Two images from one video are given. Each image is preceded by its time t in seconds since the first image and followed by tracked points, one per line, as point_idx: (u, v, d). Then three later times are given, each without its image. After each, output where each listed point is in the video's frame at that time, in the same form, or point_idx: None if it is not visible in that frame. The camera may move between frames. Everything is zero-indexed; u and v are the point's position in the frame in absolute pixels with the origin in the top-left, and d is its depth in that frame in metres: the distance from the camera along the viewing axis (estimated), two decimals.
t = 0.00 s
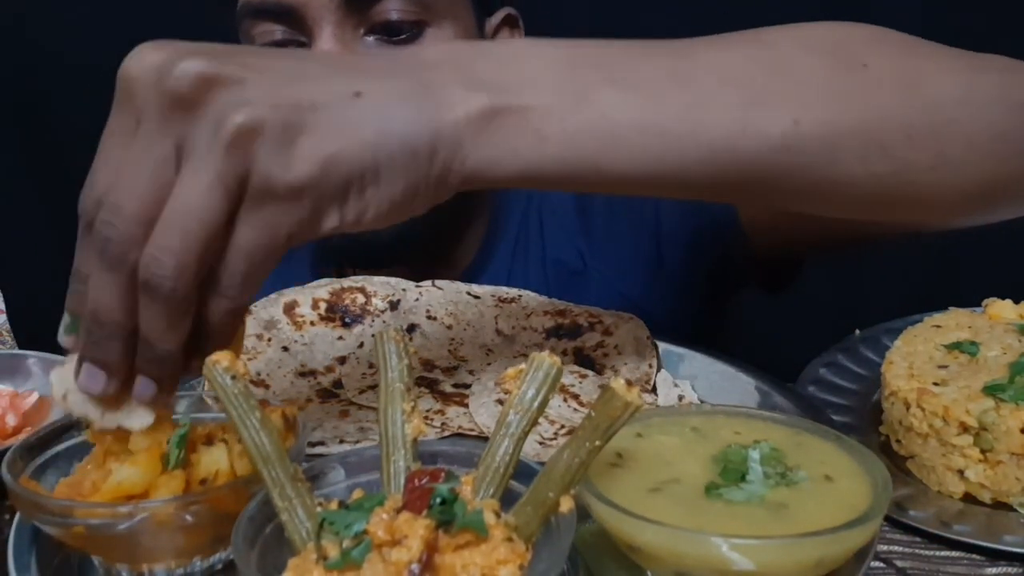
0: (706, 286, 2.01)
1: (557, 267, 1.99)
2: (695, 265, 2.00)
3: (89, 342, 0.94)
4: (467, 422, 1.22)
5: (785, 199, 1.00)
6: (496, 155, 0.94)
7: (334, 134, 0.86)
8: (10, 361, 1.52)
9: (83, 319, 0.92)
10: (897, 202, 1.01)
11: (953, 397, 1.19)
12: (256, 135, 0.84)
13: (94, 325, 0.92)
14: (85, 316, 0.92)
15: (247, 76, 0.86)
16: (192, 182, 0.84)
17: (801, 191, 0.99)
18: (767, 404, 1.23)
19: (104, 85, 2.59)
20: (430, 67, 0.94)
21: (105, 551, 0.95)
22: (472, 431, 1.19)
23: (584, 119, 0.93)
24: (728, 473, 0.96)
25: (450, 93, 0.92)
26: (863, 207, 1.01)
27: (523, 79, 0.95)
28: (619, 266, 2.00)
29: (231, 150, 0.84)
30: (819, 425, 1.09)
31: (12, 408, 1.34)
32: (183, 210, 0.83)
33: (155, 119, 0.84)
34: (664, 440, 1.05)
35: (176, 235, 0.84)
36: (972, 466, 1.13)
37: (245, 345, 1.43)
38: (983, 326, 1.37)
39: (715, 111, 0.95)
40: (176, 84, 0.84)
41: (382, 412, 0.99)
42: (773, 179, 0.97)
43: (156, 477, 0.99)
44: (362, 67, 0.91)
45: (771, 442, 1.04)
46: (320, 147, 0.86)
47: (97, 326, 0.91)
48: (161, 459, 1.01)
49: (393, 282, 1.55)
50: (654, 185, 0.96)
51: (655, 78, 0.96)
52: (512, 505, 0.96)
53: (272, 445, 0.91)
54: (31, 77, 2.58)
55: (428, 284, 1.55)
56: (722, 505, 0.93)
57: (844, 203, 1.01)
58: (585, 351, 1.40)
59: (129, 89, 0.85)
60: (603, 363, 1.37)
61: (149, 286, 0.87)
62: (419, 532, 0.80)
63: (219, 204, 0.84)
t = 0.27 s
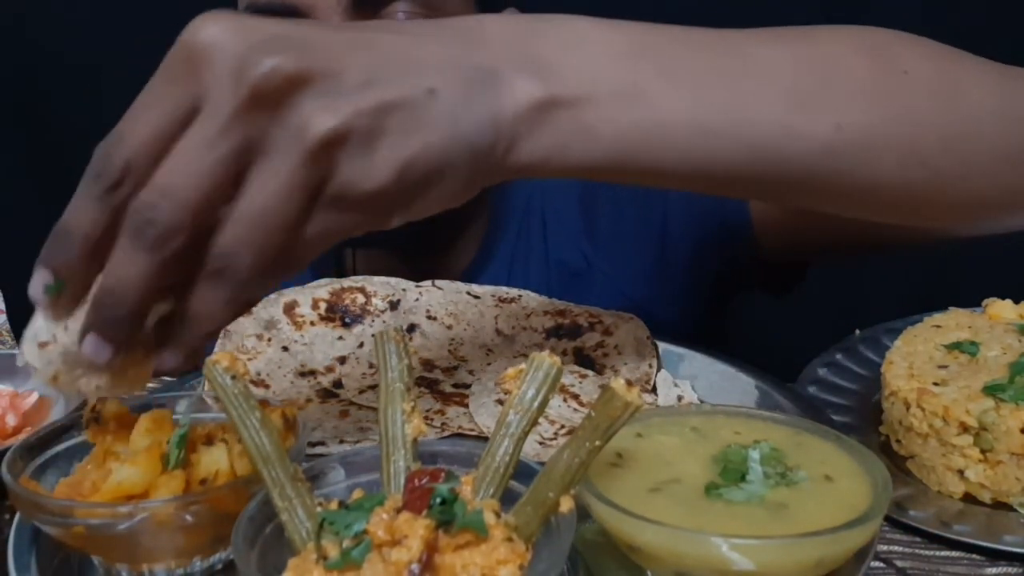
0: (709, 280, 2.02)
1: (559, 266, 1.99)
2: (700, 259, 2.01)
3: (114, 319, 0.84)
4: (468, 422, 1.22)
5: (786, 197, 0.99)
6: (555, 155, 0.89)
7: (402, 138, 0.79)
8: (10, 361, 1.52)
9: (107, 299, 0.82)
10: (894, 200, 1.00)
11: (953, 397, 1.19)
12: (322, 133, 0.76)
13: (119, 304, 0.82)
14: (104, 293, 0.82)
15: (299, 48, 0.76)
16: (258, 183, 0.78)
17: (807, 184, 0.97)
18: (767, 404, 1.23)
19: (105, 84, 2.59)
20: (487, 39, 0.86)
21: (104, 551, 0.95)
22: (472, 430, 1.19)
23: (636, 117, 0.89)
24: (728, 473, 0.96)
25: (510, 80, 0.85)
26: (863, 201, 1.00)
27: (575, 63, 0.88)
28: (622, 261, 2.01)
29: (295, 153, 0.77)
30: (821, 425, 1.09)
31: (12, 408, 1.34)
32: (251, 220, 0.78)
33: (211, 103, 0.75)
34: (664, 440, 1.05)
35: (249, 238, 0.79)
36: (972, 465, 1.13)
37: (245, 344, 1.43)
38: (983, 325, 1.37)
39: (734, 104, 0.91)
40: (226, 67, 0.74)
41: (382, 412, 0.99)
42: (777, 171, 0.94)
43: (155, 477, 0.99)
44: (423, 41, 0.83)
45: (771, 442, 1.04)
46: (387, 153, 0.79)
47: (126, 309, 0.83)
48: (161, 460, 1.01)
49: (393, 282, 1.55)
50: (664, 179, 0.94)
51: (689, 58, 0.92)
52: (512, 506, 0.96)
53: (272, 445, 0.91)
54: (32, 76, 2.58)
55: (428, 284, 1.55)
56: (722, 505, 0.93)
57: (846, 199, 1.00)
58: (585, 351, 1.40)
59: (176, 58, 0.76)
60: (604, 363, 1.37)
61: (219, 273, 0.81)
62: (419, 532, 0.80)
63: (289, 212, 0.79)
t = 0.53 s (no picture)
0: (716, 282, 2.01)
1: (563, 266, 1.99)
2: (707, 266, 2.01)
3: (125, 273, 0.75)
4: (468, 422, 1.22)
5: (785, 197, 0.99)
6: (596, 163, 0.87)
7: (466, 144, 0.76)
8: (9, 361, 1.52)
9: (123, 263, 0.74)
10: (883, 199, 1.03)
11: (954, 397, 1.19)
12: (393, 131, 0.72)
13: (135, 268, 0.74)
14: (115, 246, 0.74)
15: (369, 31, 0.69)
16: (313, 177, 0.73)
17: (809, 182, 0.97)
18: (768, 404, 1.23)
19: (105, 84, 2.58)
20: (551, 34, 0.82)
21: (104, 552, 0.95)
22: (472, 430, 1.19)
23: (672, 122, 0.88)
24: (728, 473, 0.96)
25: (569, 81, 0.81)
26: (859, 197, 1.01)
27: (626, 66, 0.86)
28: (628, 262, 2.01)
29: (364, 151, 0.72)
30: (821, 425, 1.10)
31: (12, 409, 1.34)
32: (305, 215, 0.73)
33: (273, 87, 0.68)
34: (664, 440, 1.05)
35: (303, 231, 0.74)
36: (972, 465, 1.13)
37: (245, 344, 1.43)
38: (983, 325, 1.37)
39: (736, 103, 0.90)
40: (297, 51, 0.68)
41: (382, 412, 0.99)
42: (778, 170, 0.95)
43: (155, 477, 0.99)
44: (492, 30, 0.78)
45: (771, 442, 1.04)
46: (448, 160, 0.76)
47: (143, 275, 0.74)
48: (161, 460, 1.01)
49: (394, 282, 1.56)
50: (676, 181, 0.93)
51: (709, 61, 0.90)
52: (513, 505, 0.96)
53: (272, 445, 0.91)
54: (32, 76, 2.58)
55: (428, 284, 1.55)
56: (722, 505, 0.93)
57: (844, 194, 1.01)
58: (585, 351, 1.40)
59: (230, 31, 0.68)
60: (604, 363, 1.37)
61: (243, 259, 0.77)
62: (419, 532, 0.80)
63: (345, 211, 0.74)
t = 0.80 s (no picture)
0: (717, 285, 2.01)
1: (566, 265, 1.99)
2: (712, 264, 2.00)
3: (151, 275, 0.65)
4: (468, 422, 1.22)
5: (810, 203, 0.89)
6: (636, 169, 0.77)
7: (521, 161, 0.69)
8: (9, 361, 1.52)
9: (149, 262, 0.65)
10: (906, 209, 0.93)
11: (954, 397, 1.19)
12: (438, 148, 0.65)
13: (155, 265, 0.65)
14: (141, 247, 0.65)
15: (413, 44, 0.63)
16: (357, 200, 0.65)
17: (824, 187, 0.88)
18: (767, 403, 1.23)
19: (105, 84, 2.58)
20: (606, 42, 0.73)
21: (105, 552, 0.95)
22: (472, 431, 1.19)
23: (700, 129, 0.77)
24: (728, 473, 0.96)
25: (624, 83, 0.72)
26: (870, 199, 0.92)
27: (682, 60, 0.76)
28: (630, 263, 2.01)
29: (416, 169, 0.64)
30: (821, 424, 1.10)
31: (12, 409, 1.34)
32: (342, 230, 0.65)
33: (321, 108, 0.60)
34: (664, 441, 1.05)
35: (333, 244, 0.67)
36: (972, 465, 1.13)
37: (245, 344, 1.44)
38: (983, 325, 1.37)
39: (782, 110, 0.80)
40: (364, 69, 0.61)
41: (382, 411, 0.99)
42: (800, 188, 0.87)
43: (155, 477, 0.99)
44: (558, 33, 0.69)
45: (771, 442, 1.04)
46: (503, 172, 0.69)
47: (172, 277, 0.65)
48: (161, 460, 1.01)
49: (393, 282, 1.56)
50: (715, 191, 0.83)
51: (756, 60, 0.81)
52: (513, 505, 0.96)
53: (272, 445, 0.91)
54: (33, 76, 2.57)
55: (428, 284, 1.55)
56: (722, 505, 0.93)
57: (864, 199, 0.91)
58: (585, 351, 1.40)
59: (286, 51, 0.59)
60: (604, 363, 1.37)
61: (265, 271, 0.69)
62: (419, 532, 0.80)
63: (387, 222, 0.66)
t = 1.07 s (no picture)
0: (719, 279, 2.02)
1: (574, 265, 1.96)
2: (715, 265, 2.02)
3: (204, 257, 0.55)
4: (468, 421, 1.22)
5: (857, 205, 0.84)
6: (695, 171, 0.61)
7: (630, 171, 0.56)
8: (9, 362, 1.52)
9: (245, 239, 0.51)
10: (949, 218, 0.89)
11: (954, 397, 1.19)
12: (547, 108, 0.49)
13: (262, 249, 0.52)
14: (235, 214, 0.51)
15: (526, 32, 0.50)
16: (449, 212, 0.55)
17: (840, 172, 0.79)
18: (767, 404, 1.23)
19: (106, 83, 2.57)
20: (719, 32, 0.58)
21: (105, 551, 0.95)
22: (472, 430, 1.19)
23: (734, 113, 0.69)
24: (728, 473, 0.96)
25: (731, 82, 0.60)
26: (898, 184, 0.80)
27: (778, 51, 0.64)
28: (636, 262, 2.00)
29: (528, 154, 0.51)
30: (820, 424, 1.10)
31: (12, 409, 1.34)
32: (421, 223, 0.52)
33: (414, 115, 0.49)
34: (664, 441, 1.05)
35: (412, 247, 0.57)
36: (972, 465, 1.13)
37: (244, 344, 1.44)
38: (983, 325, 1.37)
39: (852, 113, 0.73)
40: (493, 32, 0.48)
41: (382, 411, 0.99)
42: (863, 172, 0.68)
43: (156, 477, 0.99)
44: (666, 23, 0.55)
45: (771, 442, 1.04)
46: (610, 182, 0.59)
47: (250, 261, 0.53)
48: (161, 460, 1.01)
49: (394, 280, 1.54)
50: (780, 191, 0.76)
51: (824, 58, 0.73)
52: (513, 505, 0.96)
53: (272, 445, 0.91)
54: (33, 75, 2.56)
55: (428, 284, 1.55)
56: (721, 505, 0.93)
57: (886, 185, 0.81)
58: (585, 351, 1.40)
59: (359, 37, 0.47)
60: (604, 363, 1.37)
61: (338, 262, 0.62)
62: (419, 532, 0.80)
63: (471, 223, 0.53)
